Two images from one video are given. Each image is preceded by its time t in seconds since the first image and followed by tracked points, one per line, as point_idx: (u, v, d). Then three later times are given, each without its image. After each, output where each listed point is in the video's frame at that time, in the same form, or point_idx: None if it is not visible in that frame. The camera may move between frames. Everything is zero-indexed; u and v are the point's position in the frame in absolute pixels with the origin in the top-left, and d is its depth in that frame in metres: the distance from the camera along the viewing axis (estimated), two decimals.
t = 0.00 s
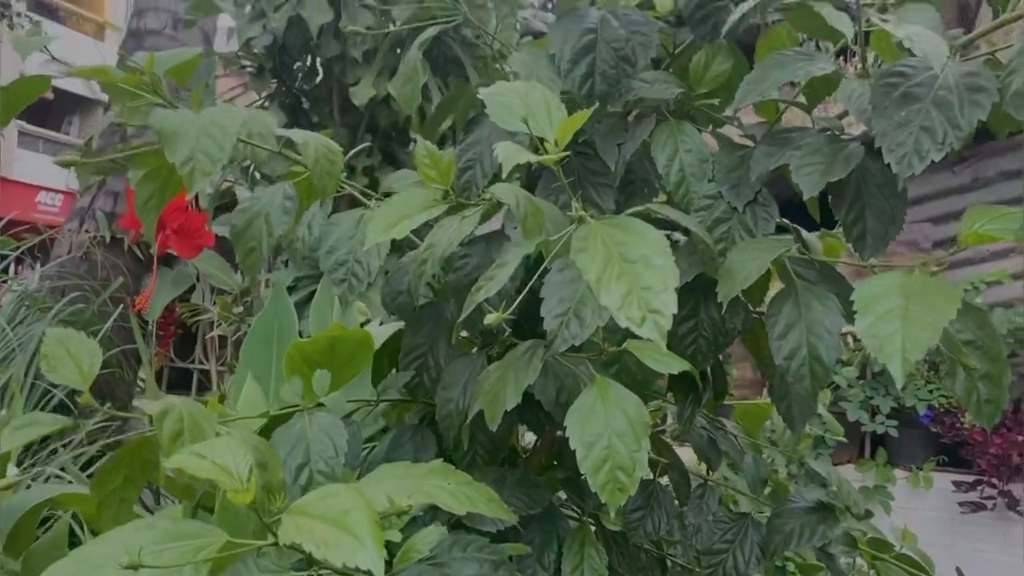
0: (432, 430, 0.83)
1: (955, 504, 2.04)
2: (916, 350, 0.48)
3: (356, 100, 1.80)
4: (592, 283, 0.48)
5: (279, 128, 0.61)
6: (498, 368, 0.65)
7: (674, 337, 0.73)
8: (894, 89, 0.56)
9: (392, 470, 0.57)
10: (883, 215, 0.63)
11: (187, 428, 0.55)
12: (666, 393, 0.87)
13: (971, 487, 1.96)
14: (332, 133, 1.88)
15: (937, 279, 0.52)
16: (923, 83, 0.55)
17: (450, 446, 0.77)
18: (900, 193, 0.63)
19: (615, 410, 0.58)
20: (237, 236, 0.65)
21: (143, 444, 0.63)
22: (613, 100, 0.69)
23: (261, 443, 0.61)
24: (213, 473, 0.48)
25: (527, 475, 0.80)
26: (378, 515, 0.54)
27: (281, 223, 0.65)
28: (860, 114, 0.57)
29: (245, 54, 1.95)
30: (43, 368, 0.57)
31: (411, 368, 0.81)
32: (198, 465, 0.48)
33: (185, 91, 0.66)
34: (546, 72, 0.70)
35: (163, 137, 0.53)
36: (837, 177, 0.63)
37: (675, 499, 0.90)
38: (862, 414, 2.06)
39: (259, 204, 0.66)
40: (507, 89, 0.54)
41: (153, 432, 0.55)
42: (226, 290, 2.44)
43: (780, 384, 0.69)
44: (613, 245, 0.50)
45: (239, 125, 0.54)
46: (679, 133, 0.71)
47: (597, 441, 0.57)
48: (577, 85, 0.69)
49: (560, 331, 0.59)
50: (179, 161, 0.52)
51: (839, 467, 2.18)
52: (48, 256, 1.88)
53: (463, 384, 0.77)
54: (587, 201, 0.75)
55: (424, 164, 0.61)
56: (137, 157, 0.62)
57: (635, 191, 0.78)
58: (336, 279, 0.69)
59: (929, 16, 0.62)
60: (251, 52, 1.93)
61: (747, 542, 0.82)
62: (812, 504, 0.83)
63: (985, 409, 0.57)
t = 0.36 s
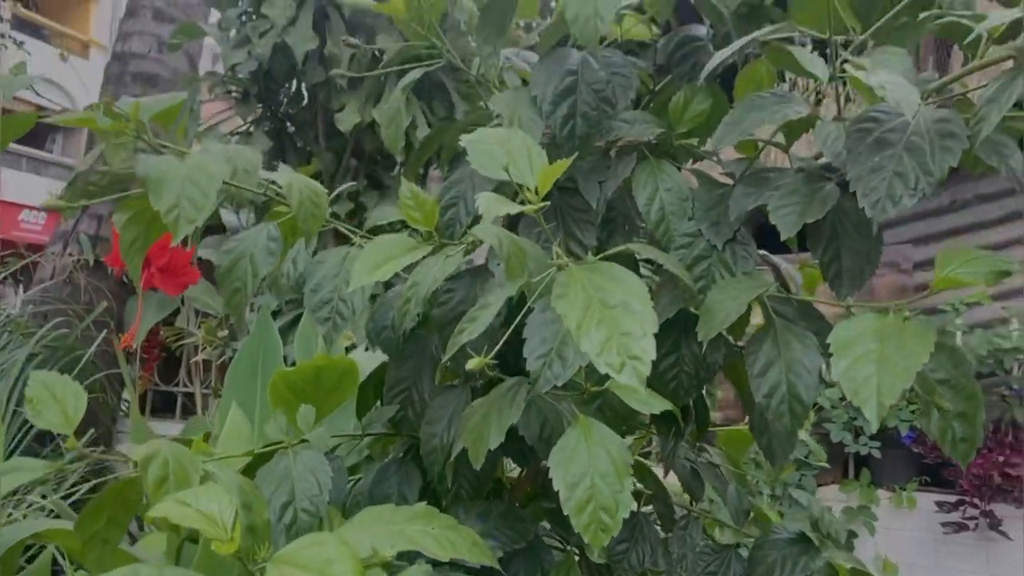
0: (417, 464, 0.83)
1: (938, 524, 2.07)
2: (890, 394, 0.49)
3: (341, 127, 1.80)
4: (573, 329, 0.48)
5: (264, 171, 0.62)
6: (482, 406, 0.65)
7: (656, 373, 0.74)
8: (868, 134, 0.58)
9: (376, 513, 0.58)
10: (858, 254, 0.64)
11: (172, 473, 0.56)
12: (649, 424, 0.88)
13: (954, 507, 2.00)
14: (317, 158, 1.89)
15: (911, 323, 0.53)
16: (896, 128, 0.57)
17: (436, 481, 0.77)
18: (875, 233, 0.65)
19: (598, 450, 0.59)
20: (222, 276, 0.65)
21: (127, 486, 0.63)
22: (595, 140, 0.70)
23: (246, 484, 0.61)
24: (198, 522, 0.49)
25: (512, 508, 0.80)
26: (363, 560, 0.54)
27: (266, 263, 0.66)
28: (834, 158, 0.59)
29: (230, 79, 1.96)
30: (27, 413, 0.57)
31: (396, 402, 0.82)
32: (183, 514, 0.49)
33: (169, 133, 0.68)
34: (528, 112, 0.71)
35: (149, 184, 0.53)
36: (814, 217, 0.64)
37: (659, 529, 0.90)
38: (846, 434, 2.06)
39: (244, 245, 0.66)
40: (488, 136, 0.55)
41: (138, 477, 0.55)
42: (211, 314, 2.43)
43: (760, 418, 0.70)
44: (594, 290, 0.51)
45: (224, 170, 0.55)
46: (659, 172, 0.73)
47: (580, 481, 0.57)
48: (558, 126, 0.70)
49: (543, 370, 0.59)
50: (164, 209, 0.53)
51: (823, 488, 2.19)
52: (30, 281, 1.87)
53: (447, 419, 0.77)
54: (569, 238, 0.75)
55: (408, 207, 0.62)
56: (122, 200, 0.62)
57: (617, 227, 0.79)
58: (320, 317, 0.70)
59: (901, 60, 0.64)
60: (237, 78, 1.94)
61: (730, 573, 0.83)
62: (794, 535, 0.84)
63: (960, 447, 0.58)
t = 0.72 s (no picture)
0: (394, 499, 0.83)
1: (918, 545, 2.07)
2: (850, 436, 0.50)
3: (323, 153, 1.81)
4: (539, 375, 0.49)
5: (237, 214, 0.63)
6: (455, 444, 0.66)
7: (629, 408, 0.75)
8: (828, 179, 0.59)
9: (349, 556, 0.58)
10: (823, 293, 0.66)
11: (145, 517, 0.56)
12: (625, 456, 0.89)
13: (933, 527, 2.02)
14: (299, 183, 1.89)
15: (871, 366, 0.54)
16: (856, 173, 0.58)
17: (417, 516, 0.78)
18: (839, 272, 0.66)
19: (568, 490, 0.59)
20: (197, 317, 0.66)
21: (101, 527, 0.63)
22: (566, 180, 0.72)
23: (219, 525, 0.61)
24: (169, 569, 0.49)
25: (487, 543, 0.80)
26: None
27: (240, 304, 0.66)
28: (797, 202, 0.60)
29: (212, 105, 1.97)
30: (0, 457, 0.57)
31: (372, 437, 0.82)
32: (153, 561, 0.49)
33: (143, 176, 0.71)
34: (501, 154, 0.73)
35: (122, 232, 0.54)
36: (779, 258, 0.65)
37: (636, 560, 0.91)
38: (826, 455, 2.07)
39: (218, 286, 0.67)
40: (458, 182, 0.56)
41: (110, 521, 0.55)
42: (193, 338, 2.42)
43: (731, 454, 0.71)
44: (561, 336, 0.52)
45: (197, 216, 0.56)
46: (629, 211, 0.74)
47: (551, 521, 0.58)
48: (530, 166, 0.71)
49: (513, 412, 0.60)
50: (137, 256, 0.53)
51: (804, 509, 2.20)
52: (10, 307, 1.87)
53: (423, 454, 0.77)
54: (542, 274, 0.76)
55: (380, 249, 0.63)
56: (95, 244, 0.63)
57: (590, 263, 0.80)
58: (295, 356, 0.70)
59: (862, 105, 0.66)
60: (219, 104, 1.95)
61: None
62: (767, 567, 0.84)
63: (922, 485, 0.58)
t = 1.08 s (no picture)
0: (367, 531, 0.83)
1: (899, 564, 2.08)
2: (804, 474, 0.51)
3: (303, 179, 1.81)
4: (499, 417, 0.49)
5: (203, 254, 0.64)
6: (423, 479, 0.67)
7: (599, 439, 0.76)
8: (785, 217, 0.60)
9: None
10: (784, 326, 0.67)
11: (111, 557, 0.56)
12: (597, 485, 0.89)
13: (913, 547, 2.03)
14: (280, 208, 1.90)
15: (826, 403, 0.55)
16: (811, 213, 0.60)
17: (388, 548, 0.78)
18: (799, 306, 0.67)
19: (533, 526, 0.60)
20: (166, 355, 0.67)
21: (67, 566, 0.63)
22: (533, 215, 0.72)
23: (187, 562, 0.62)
24: None
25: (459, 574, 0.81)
26: None
27: (209, 342, 0.67)
28: (755, 240, 0.61)
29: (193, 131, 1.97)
30: None
31: (344, 470, 0.82)
32: None
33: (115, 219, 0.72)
34: (469, 189, 0.74)
35: (87, 277, 0.54)
36: (740, 293, 0.67)
37: None
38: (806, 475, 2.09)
39: (188, 324, 0.68)
40: (421, 223, 0.57)
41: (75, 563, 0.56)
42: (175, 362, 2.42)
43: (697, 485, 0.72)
44: (521, 377, 0.52)
45: (164, 259, 0.56)
46: (596, 244, 0.75)
47: (515, 557, 0.59)
48: (496, 203, 0.72)
49: (479, 448, 0.60)
50: (101, 300, 0.54)
51: (785, 528, 2.21)
52: None
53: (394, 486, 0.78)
54: (511, 306, 0.78)
55: (347, 287, 0.63)
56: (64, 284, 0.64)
57: (560, 295, 0.81)
58: (265, 392, 0.71)
59: (820, 143, 0.67)
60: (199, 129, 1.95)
61: None
62: None
63: (880, 518, 0.60)
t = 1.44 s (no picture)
0: (338, 562, 0.83)
1: None
2: (760, 508, 0.52)
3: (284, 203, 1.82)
4: (457, 456, 0.50)
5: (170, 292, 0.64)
6: (390, 513, 0.67)
7: (568, 469, 0.76)
8: (743, 252, 0.62)
9: None
10: (746, 357, 0.68)
11: None
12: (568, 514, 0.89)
13: (895, 565, 2.04)
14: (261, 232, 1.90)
15: (782, 437, 0.56)
16: (768, 248, 0.61)
17: None
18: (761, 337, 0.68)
19: (498, 560, 0.61)
20: (133, 392, 0.67)
21: None
22: (500, 248, 0.73)
23: None
24: None
25: None
26: None
27: (177, 379, 0.68)
28: (714, 274, 0.62)
29: (174, 155, 1.97)
30: None
31: (315, 501, 0.82)
32: None
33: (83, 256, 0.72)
34: (436, 223, 0.74)
35: (51, 318, 0.55)
36: (703, 324, 0.67)
37: None
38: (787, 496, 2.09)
39: (156, 359, 0.68)
40: (383, 261, 0.57)
41: None
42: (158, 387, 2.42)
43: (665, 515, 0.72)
44: (481, 414, 0.53)
45: (128, 300, 0.57)
46: (564, 276, 0.76)
47: None
48: (465, 236, 0.73)
49: (443, 482, 0.60)
50: (64, 342, 0.54)
51: (768, 547, 2.22)
52: None
53: (365, 518, 0.78)
54: (481, 337, 0.78)
55: (312, 322, 0.64)
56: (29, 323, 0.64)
57: (529, 325, 0.81)
58: (234, 426, 0.72)
59: (778, 177, 0.68)
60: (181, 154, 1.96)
61: None
62: None
63: (839, 549, 0.60)
